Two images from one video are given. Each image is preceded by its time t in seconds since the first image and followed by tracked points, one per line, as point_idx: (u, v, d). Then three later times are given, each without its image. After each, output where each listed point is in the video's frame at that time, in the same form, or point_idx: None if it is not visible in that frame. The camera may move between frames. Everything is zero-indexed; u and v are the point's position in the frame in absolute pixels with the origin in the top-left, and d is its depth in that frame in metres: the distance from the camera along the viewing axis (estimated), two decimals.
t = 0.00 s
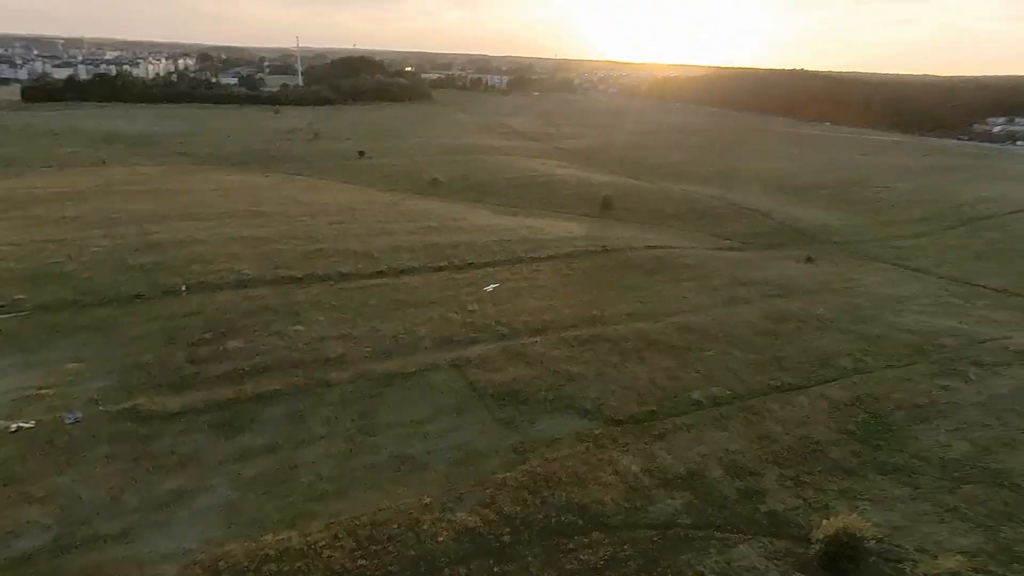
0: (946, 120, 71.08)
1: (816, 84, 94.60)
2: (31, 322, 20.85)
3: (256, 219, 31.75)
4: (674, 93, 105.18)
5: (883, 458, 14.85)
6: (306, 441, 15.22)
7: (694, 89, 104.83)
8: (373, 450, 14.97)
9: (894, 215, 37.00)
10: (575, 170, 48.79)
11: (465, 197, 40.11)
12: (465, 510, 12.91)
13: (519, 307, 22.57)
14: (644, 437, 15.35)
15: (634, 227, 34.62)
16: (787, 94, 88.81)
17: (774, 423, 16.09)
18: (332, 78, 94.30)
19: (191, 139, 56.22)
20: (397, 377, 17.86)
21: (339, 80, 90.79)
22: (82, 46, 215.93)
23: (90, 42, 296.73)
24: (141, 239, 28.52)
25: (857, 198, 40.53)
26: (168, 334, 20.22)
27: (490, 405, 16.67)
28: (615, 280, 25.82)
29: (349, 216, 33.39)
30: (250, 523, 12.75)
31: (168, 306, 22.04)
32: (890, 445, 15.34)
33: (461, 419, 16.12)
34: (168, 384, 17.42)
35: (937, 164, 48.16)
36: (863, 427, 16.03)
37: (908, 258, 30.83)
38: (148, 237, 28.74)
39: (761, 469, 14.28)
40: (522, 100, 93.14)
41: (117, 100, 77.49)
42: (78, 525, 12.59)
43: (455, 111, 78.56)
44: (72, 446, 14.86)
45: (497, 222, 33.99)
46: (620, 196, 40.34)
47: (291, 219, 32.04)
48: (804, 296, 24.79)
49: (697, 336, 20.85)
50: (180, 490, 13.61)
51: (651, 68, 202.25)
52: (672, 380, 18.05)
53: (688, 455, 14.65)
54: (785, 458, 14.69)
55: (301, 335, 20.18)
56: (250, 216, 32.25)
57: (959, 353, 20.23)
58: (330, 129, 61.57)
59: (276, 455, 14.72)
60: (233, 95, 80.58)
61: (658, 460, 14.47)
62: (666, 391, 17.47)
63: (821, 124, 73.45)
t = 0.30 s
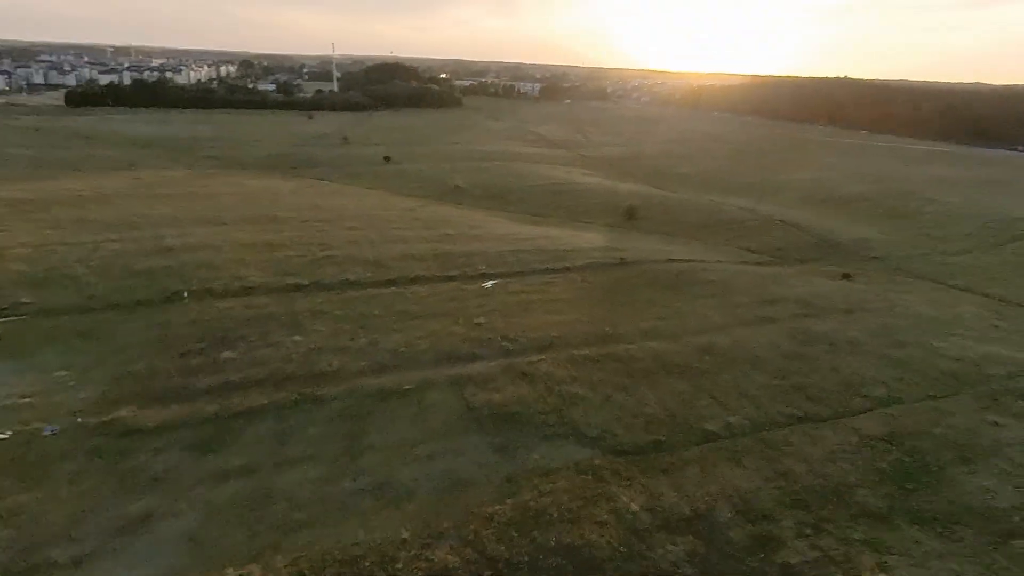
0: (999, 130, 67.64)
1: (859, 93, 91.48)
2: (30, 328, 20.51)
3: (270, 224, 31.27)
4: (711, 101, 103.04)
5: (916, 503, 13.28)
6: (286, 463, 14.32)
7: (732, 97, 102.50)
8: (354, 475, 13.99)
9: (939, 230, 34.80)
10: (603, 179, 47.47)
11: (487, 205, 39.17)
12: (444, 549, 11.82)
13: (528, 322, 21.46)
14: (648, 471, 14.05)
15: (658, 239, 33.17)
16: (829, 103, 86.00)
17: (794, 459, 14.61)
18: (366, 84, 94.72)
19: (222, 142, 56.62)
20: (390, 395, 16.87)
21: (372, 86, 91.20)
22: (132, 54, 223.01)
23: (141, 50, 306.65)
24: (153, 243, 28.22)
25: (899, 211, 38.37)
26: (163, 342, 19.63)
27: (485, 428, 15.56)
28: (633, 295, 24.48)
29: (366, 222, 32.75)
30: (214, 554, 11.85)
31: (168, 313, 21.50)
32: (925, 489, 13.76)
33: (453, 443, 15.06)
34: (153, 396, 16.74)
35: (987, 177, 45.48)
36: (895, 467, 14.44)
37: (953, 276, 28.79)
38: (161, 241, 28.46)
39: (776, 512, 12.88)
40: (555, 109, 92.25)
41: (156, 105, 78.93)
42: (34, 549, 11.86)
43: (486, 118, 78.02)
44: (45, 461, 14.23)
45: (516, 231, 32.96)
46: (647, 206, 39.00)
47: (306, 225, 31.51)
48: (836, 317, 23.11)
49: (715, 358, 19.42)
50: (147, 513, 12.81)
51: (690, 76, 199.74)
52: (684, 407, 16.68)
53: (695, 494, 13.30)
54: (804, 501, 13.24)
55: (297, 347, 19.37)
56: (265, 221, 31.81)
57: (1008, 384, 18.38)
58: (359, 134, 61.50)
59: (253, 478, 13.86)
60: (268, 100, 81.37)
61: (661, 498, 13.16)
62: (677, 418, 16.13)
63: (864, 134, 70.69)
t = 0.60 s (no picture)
0: None
1: (905, 102, 88.08)
2: (29, 340, 20.17)
3: (284, 235, 30.76)
4: (749, 110, 100.53)
5: (957, 562, 11.68)
6: (262, 492, 13.42)
7: (771, 107, 99.85)
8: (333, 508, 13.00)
9: (989, 246, 32.48)
10: (631, 192, 46.04)
11: (508, 217, 38.15)
12: None
13: (537, 342, 20.30)
14: (651, 513, 12.73)
15: (685, 253, 31.62)
16: (872, 113, 82.95)
17: (817, 503, 13.12)
18: (398, 95, 95.10)
19: (251, 152, 56.99)
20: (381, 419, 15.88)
21: (404, 97, 91.46)
22: (179, 67, 229.41)
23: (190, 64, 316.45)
24: (165, 252, 27.90)
25: (945, 225, 36.08)
26: (157, 357, 19.03)
27: (478, 459, 14.41)
28: (652, 313, 23.06)
29: (381, 233, 32.06)
30: None
31: (167, 326, 20.95)
32: (967, 545, 12.14)
33: (442, 474, 13.96)
34: (137, 415, 16.06)
35: None
36: (934, 517, 12.83)
37: (1004, 296, 26.62)
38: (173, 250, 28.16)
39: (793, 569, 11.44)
40: (587, 120, 91.13)
41: (193, 116, 80.35)
42: None
43: (516, 129, 77.34)
44: (15, 483, 13.59)
45: (535, 244, 31.86)
46: (674, 219, 37.52)
47: (320, 235, 30.95)
48: (872, 341, 21.31)
49: (736, 386, 17.91)
50: (109, 544, 12.01)
51: (728, 86, 196.44)
52: (697, 439, 15.29)
53: (702, 543, 11.94)
54: (827, 556, 11.75)
55: (291, 364, 18.53)
56: (279, 231, 31.34)
57: None
58: (387, 144, 61.35)
59: (225, 508, 12.98)
60: (301, 110, 82.15)
61: (664, 547, 11.83)
62: (688, 453, 14.74)
63: (910, 144, 67.67)
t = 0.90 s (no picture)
0: None
1: (959, 112, 84.18)
2: (30, 346, 19.86)
3: (300, 243, 30.27)
4: (792, 119, 97.53)
5: None
6: (234, 522, 12.60)
7: (815, 115, 96.72)
8: (305, 543, 12.09)
9: None
10: (662, 203, 44.50)
11: (531, 227, 37.08)
12: None
13: (545, 363, 19.18)
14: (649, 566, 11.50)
15: (713, 269, 30.05)
16: (923, 123, 79.44)
17: (839, 562, 11.69)
18: (434, 102, 95.17)
19: (282, 158, 57.24)
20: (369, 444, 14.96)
21: (439, 104, 91.43)
22: (227, 74, 235.42)
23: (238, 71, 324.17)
24: (179, 258, 27.62)
25: (998, 244, 33.70)
26: (152, 368, 18.48)
27: (466, 493, 13.36)
28: (671, 335, 21.70)
29: (398, 242, 31.35)
30: None
31: (168, 336, 20.45)
32: None
33: (426, 509, 12.93)
34: (121, 431, 15.45)
35: None
36: None
37: None
38: (187, 256, 27.87)
39: None
40: (623, 128, 89.59)
41: (232, 122, 81.53)
42: None
43: (550, 137, 76.34)
44: None
45: (556, 256, 30.71)
46: (704, 232, 35.93)
47: (336, 244, 30.39)
48: (912, 372, 19.58)
49: (756, 418, 16.47)
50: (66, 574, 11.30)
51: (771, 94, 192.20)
52: (708, 479, 13.96)
53: None
54: None
55: (285, 381, 17.77)
56: (296, 239, 30.89)
57: None
58: (417, 151, 61.07)
59: (193, 539, 12.18)
60: (336, 117, 82.68)
61: None
62: (697, 495, 13.43)
63: (963, 155, 64.34)
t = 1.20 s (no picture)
0: None
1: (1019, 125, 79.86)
2: (30, 349, 19.62)
3: (316, 249, 29.78)
4: (840, 130, 94.20)
5: None
6: (194, 551, 11.81)
7: (864, 127, 93.18)
8: None
9: None
10: (695, 215, 42.79)
11: (556, 238, 35.95)
12: None
13: (548, 386, 18.07)
14: None
15: (743, 288, 28.40)
16: (981, 136, 75.54)
17: None
18: (471, 109, 95.03)
19: (314, 162, 57.42)
20: (350, 469, 14.07)
21: (476, 111, 91.18)
22: (276, 80, 240.54)
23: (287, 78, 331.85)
24: (193, 263, 27.35)
25: None
26: (144, 377, 17.98)
27: (445, 531, 12.33)
28: (690, 359, 20.30)
29: (415, 250, 30.61)
30: None
31: (167, 343, 20.01)
32: None
33: (399, 546, 11.95)
34: (99, 443, 14.89)
35: None
36: None
37: None
38: (202, 260, 27.62)
39: None
40: (662, 138, 87.72)
41: (272, 126, 82.69)
42: None
43: (585, 145, 75.12)
44: None
45: (576, 269, 29.53)
46: (736, 247, 34.30)
47: (352, 251, 29.83)
48: (954, 409, 17.81)
49: (774, 457, 15.03)
50: None
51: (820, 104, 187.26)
52: (712, 527, 12.63)
53: None
54: None
55: (276, 396, 17.06)
56: (312, 245, 30.45)
57: None
58: (449, 158, 60.62)
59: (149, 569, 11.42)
60: (373, 123, 83.02)
61: None
62: (698, 545, 12.14)
63: None
